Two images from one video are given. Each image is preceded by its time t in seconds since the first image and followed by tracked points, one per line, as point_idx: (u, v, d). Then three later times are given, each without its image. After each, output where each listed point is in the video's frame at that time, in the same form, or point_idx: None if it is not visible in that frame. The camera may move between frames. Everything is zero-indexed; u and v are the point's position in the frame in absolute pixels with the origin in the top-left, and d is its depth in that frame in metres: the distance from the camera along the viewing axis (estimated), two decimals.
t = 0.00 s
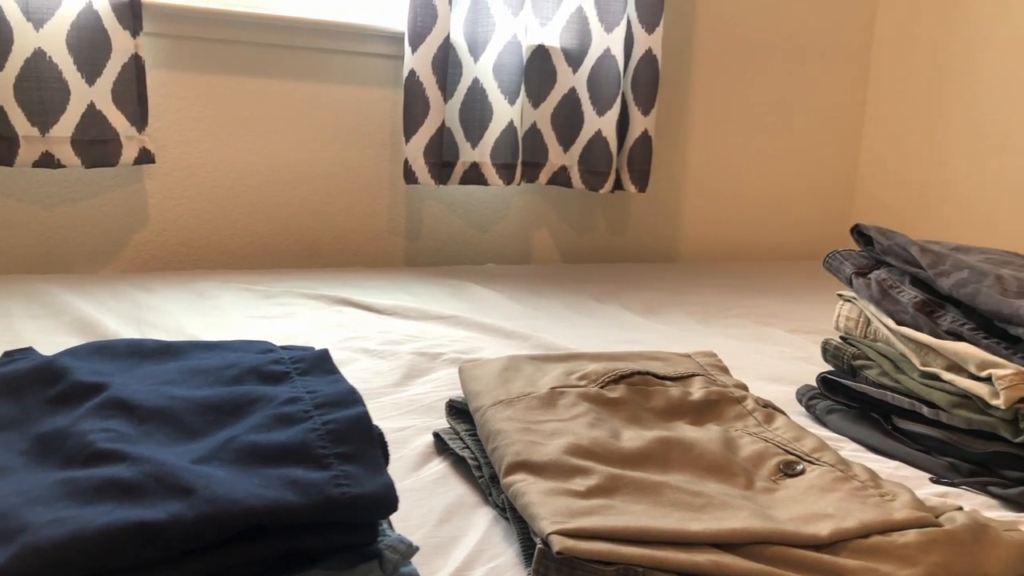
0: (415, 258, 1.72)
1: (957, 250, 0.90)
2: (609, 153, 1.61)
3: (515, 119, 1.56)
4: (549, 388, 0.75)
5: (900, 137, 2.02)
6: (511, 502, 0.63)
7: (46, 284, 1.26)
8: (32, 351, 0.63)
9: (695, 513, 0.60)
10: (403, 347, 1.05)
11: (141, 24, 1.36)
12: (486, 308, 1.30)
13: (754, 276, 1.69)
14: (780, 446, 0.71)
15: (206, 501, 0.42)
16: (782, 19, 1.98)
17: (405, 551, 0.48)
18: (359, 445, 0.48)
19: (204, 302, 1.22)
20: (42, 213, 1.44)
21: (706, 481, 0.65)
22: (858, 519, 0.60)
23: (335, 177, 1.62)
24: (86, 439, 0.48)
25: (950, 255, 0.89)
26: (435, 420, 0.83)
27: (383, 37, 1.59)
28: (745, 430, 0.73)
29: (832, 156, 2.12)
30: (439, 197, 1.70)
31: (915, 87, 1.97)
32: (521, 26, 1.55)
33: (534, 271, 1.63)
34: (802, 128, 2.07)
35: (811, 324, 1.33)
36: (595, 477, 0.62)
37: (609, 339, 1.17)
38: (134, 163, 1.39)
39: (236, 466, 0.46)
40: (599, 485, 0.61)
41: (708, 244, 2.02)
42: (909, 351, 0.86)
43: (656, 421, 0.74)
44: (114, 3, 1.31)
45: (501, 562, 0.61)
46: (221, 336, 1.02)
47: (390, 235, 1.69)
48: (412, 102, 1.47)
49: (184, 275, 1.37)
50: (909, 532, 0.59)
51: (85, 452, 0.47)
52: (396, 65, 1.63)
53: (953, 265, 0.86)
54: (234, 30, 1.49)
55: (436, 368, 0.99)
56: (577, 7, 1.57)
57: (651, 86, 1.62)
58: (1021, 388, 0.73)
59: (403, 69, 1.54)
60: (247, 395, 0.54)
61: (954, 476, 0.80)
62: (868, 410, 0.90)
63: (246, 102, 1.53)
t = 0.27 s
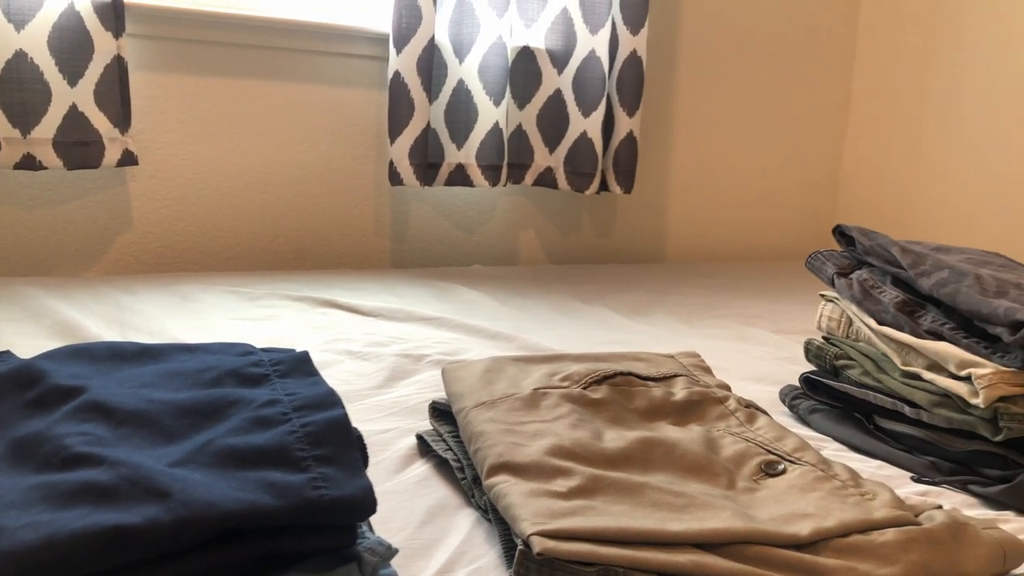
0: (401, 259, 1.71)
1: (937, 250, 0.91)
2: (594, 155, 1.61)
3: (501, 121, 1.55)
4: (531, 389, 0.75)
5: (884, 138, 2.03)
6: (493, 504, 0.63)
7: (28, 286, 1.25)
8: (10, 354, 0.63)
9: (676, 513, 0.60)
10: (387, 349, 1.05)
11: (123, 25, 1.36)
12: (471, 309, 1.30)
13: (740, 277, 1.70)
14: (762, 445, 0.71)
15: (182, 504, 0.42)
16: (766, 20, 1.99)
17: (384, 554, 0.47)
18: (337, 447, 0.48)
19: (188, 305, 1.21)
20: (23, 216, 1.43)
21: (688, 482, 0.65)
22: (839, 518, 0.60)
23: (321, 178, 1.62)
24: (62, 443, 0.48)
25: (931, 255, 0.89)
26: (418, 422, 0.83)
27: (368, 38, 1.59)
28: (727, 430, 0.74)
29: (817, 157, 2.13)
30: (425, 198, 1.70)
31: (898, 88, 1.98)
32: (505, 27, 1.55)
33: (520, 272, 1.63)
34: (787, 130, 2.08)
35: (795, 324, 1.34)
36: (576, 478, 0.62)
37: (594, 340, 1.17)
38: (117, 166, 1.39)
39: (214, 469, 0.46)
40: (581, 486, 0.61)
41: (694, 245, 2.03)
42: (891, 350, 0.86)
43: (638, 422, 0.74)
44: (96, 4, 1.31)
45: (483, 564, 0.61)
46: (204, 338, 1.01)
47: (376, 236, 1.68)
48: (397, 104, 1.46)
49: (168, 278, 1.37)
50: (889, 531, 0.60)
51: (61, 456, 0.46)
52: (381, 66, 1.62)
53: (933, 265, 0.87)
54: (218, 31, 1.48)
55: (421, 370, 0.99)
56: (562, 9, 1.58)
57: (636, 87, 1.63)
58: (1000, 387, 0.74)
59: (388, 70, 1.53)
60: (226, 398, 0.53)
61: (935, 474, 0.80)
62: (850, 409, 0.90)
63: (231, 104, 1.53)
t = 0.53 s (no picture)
0: (393, 261, 1.71)
1: (926, 252, 0.91)
2: (587, 156, 1.61)
3: (493, 122, 1.55)
4: (521, 391, 0.75)
5: (876, 140, 2.04)
6: (483, 506, 0.63)
7: (18, 288, 1.24)
8: None
9: (665, 515, 0.60)
10: (379, 351, 1.05)
11: (114, 27, 1.35)
12: (463, 311, 1.30)
13: (731, 279, 1.70)
14: (751, 447, 0.71)
15: (168, 508, 0.42)
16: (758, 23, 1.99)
17: (371, 557, 0.47)
18: (324, 449, 0.48)
19: (179, 307, 1.21)
20: (13, 217, 1.42)
21: (677, 483, 0.66)
22: (827, 520, 0.60)
23: (312, 180, 1.62)
24: (48, 446, 0.47)
25: (920, 257, 0.89)
26: (408, 424, 0.83)
27: (360, 40, 1.59)
28: (716, 432, 0.74)
29: (809, 159, 2.14)
30: (417, 200, 1.70)
31: (890, 91, 1.99)
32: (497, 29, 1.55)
33: (512, 273, 1.63)
34: (779, 132, 2.09)
35: (786, 325, 1.34)
36: (565, 480, 0.62)
37: (586, 342, 1.18)
38: (108, 167, 1.38)
39: (200, 472, 0.45)
40: (570, 488, 0.61)
41: (686, 246, 2.03)
42: (880, 352, 0.87)
43: (628, 424, 0.74)
44: (86, 5, 1.30)
45: (472, 566, 0.60)
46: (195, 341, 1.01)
47: (368, 238, 1.68)
48: (389, 105, 1.46)
49: (158, 279, 1.36)
50: (876, 532, 0.60)
51: (46, 459, 0.46)
52: (373, 67, 1.62)
53: (922, 267, 0.87)
54: (210, 32, 1.48)
55: (412, 372, 0.99)
56: (553, 11, 1.58)
57: (628, 89, 1.63)
58: (988, 389, 0.74)
59: (380, 72, 1.53)
60: (213, 401, 0.53)
61: (924, 476, 0.80)
62: (840, 411, 0.91)
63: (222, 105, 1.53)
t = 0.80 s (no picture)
0: (384, 263, 1.71)
1: (914, 254, 0.91)
2: (578, 158, 1.61)
3: (484, 124, 1.55)
4: (510, 393, 0.75)
5: (867, 142, 2.04)
6: (470, 508, 0.63)
7: (7, 291, 1.24)
8: None
9: (652, 516, 0.60)
10: (368, 353, 1.05)
11: (104, 28, 1.35)
12: (455, 313, 1.30)
13: (723, 280, 1.70)
14: (739, 449, 0.71)
15: (151, 511, 0.42)
16: (749, 24, 2.00)
17: (356, 559, 0.47)
18: (309, 453, 0.48)
19: (169, 309, 1.20)
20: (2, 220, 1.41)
21: (664, 485, 0.66)
22: (813, 521, 0.60)
23: (304, 182, 1.62)
24: (31, 450, 0.47)
25: (908, 259, 0.90)
26: (397, 426, 0.83)
27: (351, 42, 1.59)
28: (704, 433, 0.74)
29: (800, 161, 2.14)
30: (409, 201, 1.70)
31: (880, 92, 2.00)
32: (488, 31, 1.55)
33: (504, 275, 1.63)
34: (771, 133, 2.09)
35: (777, 327, 1.34)
36: (552, 482, 0.62)
37: (577, 344, 1.18)
38: (98, 169, 1.38)
39: (184, 476, 0.45)
40: (557, 490, 0.62)
41: (678, 248, 2.04)
42: (868, 354, 0.87)
43: (616, 426, 0.74)
44: (75, 7, 1.30)
45: (459, 568, 0.60)
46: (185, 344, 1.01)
47: (360, 240, 1.68)
48: (380, 107, 1.46)
49: (149, 282, 1.36)
50: (862, 533, 0.60)
51: (29, 462, 0.46)
52: (364, 69, 1.62)
53: (910, 268, 0.88)
54: (201, 34, 1.48)
55: (401, 374, 0.99)
56: (545, 13, 1.58)
57: (619, 91, 1.63)
58: (975, 390, 0.75)
59: (371, 73, 1.53)
60: (198, 404, 0.53)
61: (911, 476, 0.80)
62: (829, 412, 0.91)
63: (213, 107, 1.52)
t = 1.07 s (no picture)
0: (374, 265, 1.71)
1: (899, 255, 0.92)
2: (567, 160, 1.61)
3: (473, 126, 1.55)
4: (496, 396, 0.75)
5: (855, 143, 2.05)
6: (455, 512, 0.63)
7: None
8: None
9: (636, 519, 0.60)
10: (356, 356, 1.05)
11: (91, 31, 1.35)
12: (443, 316, 1.30)
13: (712, 282, 1.71)
14: (724, 451, 0.71)
15: (129, 517, 0.41)
16: (738, 26, 2.01)
17: (337, 564, 0.47)
18: (290, 458, 0.48)
19: (156, 313, 1.20)
20: None
21: (649, 487, 0.66)
22: (797, 522, 0.61)
23: (293, 184, 1.61)
24: (10, 456, 0.47)
25: (893, 260, 0.90)
26: (384, 430, 0.83)
27: (340, 44, 1.59)
28: (690, 435, 0.74)
29: (789, 162, 2.15)
30: (398, 204, 1.70)
31: (868, 94, 2.00)
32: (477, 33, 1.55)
33: (493, 277, 1.63)
34: (760, 135, 2.10)
35: (765, 328, 1.35)
36: (537, 485, 0.62)
37: (565, 346, 1.18)
38: (85, 172, 1.37)
39: (164, 481, 0.45)
40: (542, 493, 0.62)
41: (668, 249, 2.04)
42: (854, 355, 0.87)
43: (602, 428, 0.74)
44: (62, 9, 1.29)
45: (443, 572, 0.60)
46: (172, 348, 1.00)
47: (349, 242, 1.68)
48: (369, 109, 1.46)
49: (136, 285, 1.35)
50: (846, 534, 0.60)
51: (8, 469, 0.46)
52: (353, 72, 1.62)
53: (895, 270, 0.88)
54: (189, 37, 1.47)
55: (389, 377, 0.99)
56: (533, 15, 1.58)
57: (608, 93, 1.63)
58: (959, 391, 0.75)
59: (360, 76, 1.53)
60: (180, 409, 0.53)
61: (897, 477, 0.81)
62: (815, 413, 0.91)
63: (202, 110, 1.52)
